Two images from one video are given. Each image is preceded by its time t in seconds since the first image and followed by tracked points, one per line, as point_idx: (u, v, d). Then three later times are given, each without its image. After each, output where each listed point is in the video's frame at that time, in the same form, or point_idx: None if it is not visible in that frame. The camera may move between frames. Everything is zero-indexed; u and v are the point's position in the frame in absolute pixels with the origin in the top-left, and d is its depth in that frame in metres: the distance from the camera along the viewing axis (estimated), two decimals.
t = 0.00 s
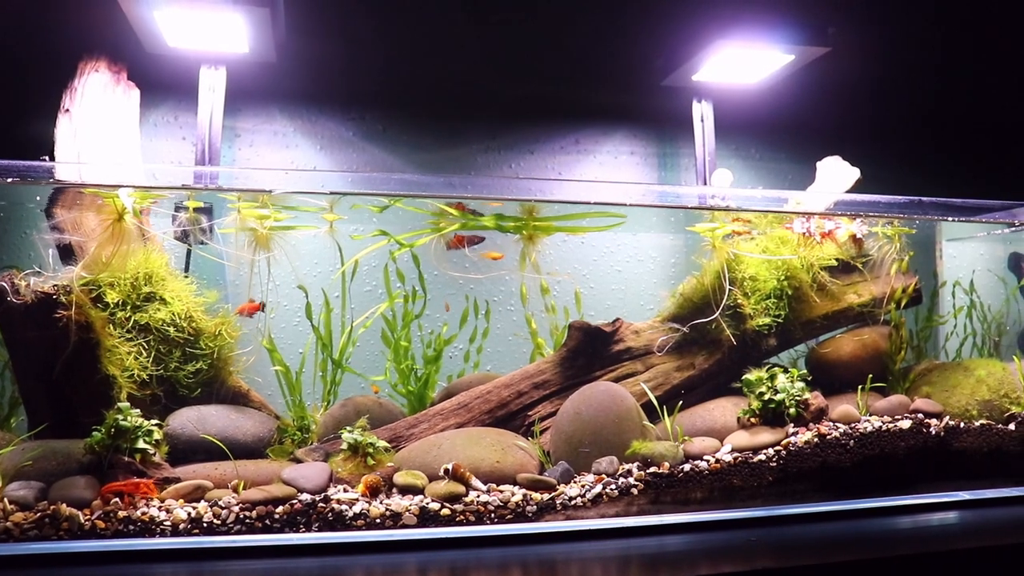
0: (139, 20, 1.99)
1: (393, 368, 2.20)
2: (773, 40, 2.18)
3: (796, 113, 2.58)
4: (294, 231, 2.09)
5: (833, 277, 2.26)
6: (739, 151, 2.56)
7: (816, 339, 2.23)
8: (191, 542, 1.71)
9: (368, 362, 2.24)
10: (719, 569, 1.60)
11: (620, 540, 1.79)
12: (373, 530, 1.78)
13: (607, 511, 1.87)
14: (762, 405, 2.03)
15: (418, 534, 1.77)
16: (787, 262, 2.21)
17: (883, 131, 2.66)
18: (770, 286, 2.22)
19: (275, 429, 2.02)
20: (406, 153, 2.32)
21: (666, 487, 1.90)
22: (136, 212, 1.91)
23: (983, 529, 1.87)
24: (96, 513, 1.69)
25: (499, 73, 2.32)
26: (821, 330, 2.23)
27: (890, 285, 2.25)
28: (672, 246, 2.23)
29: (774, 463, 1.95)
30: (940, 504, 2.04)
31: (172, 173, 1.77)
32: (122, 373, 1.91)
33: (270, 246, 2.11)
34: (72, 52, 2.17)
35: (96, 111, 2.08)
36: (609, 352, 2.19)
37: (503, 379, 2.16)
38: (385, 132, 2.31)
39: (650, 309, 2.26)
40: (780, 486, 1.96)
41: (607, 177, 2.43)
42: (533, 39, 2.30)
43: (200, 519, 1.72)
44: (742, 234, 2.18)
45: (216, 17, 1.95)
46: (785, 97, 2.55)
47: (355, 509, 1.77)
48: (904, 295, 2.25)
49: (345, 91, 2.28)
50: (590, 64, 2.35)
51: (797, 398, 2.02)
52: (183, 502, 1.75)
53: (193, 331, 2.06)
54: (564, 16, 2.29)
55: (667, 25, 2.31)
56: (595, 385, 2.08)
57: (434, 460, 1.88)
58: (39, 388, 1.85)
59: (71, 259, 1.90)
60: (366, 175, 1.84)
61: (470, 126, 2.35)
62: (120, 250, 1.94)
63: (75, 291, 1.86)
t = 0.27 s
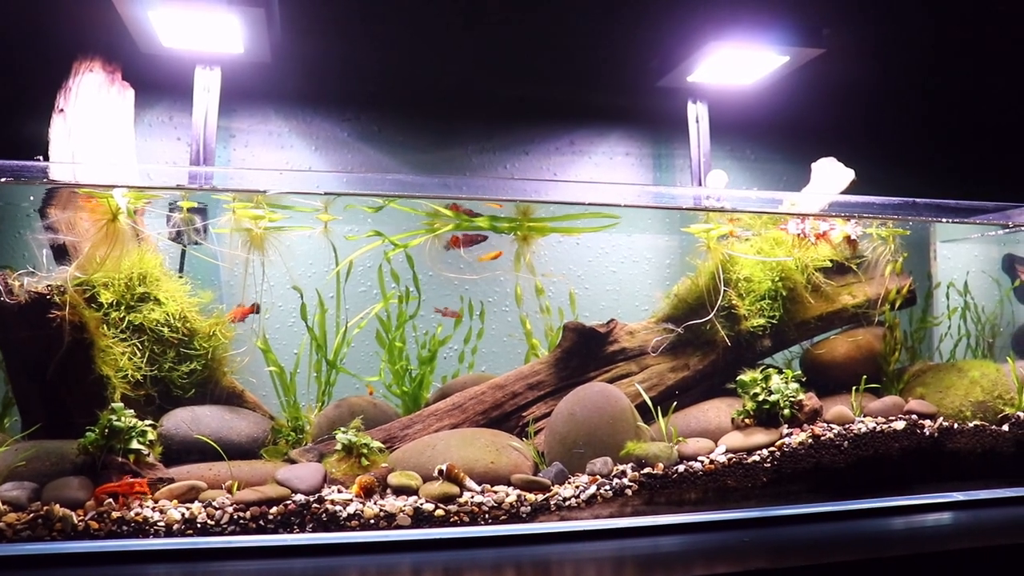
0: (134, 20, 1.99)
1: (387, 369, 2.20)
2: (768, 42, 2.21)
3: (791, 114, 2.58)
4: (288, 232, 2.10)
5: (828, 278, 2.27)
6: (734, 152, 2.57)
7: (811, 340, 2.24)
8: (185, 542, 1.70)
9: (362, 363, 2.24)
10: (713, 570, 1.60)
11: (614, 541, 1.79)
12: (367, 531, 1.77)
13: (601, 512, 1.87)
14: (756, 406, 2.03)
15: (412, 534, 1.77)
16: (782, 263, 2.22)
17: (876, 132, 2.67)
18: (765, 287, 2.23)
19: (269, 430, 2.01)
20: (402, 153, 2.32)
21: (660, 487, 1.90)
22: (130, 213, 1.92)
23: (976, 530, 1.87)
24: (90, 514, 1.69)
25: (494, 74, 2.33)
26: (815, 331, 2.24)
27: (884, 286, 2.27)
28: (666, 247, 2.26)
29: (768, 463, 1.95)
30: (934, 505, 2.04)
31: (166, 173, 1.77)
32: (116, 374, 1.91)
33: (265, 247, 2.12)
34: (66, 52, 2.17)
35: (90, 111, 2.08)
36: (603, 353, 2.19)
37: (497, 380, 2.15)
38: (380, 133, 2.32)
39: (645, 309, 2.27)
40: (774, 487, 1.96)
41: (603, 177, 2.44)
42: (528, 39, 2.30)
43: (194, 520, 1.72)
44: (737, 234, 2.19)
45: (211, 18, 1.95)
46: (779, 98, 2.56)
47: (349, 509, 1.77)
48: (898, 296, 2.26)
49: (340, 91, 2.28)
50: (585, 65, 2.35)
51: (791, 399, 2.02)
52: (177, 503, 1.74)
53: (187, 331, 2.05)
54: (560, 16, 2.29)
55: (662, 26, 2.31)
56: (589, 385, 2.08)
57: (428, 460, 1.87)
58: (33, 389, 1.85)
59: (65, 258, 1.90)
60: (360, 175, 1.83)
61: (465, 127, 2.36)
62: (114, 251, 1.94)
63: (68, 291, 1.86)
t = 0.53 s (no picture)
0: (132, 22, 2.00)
1: (384, 370, 2.20)
2: (764, 43, 2.20)
3: (788, 116, 2.59)
4: (287, 233, 2.10)
5: (825, 279, 2.27)
6: (731, 154, 2.58)
7: (808, 342, 2.24)
8: (182, 544, 1.69)
9: (360, 364, 2.25)
10: (710, 571, 1.60)
11: (612, 542, 1.78)
12: (364, 533, 1.76)
13: (599, 513, 1.86)
14: (754, 407, 2.04)
15: (410, 536, 1.75)
16: (779, 265, 2.22)
17: (873, 134, 2.68)
18: (762, 289, 2.24)
19: (267, 432, 2.02)
20: (399, 154, 2.33)
21: (658, 489, 1.89)
22: (127, 215, 1.92)
23: (973, 530, 1.87)
24: (87, 516, 1.68)
25: (492, 76, 2.33)
26: (813, 333, 2.24)
27: (881, 287, 2.27)
28: (664, 249, 2.25)
29: (765, 465, 1.95)
30: (930, 506, 2.04)
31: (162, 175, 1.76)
32: (113, 375, 1.91)
33: (262, 248, 2.12)
34: (63, 54, 2.17)
35: (88, 113, 2.09)
36: (600, 354, 2.19)
37: (495, 381, 2.16)
38: (377, 134, 2.32)
39: (644, 310, 2.28)
40: (771, 488, 1.96)
41: (601, 178, 2.45)
42: (526, 40, 2.30)
43: (191, 522, 1.70)
44: (734, 236, 2.18)
45: (209, 20, 1.95)
46: (776, 99, 2.56)
47: (346, 511, 1.76)
48: (896, 298, 2.26)
49: (338, 93, 2.28)
50: (583, 66, 2.35)
51: (788, 400, 2.02)
52: (175, 504, 1.73)
53: (184, 333, 2.05)
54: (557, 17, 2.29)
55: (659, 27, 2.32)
56: (587, 387, 2.10)
57: (426, 461, 1.88)
58: (31, 391, 1.85)
59: (62, 260, 1.90)
60: (357, 177, 1.83)
61: (462, 128, 2.36)
62: (111, 253, 1.93)
63: (66, 293, 1.86)
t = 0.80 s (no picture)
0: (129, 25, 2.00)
1: (382, 372, 2.20)
2: (761, 44, 2.21)
3: (785, 118, 2.59)
4: (286, 235, 2.10)
5: (822, 281, 2.28)
6: (729, 155, 2.58)
7: (805, 343, 2.25)
8: (180, 546, 1.67)
9: (357, 366, 2.25)
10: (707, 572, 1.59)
11: (609, 544, 1.76)
12: (361, 534, 1.74)
13: (596, 515, 1.84)
14: (751, 408, 2.04)
15: (408, 538, 1.74)
16: (777, 267, 2.23)
17: (871, 135, 2.69)
18: (759, 290, 2.24)
19: (265, 433, 2.02)
20: (397, 155, 2.32)
21: (655, 490, 1.88)
22: (126, 216, 1.90)
23: (970, 531, 1.86)
24: (85, 518, 1.66)
25: (489, 77, 2.33)
26: (811, 334, 2.25)
27: (878, 288, 2.28)
28: (661, 250, 2.26)
29: (763, 466, 1.93)
30: (928, 508, 2.03)
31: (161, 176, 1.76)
32: (111, 377, 1.90)
33: (260, 249, 2.12)
34: (62, 55, 2.17)
35: (86, 114, 2.10)
36: (598, 356, 2.19)
37: (493, 382, 2.16)
38: (375, 136, 2.32)
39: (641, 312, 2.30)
40: (768, 489, 1.95)
41: (599, 180, 2.44)
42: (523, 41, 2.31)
43: (189, 523, 1.69)
44: (732, 237, 2.19)
45: (206, 23, 1.96)
46: (773, 101, 2.57)
47: (344, 512, 1.75)
48: (893, 299, 2.27)
49: (336, 94, 2.28)
50: (580, 68, 2.36)
51: (786, 401, 2.03)
52: (173, 506, 1.72)
53: (182, 334, 2.05)
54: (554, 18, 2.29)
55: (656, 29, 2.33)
56: (585, 388, 2.10)
57: (424, 463, 1.89)
58: (28, 393, 1.85)
59: (60, 261, 1.91)
60: (355, 179, 1.83)
61: (460, 130, 2.36)
62: (110, 255, 1.94)
63: (64, 294, 1.85)
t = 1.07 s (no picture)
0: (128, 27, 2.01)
1: (380, 374, 2.20)
2: (758, 47, 2.22)
3: (781, 120, 2.60)
4: (285, 237, 2.12)
5: (819, 282, 2.29)
6: (726, 157, 2.58)
7: (801, 345, 2.25)
8: (177, 547, 1.68)
9: (355, 368, 2.24)
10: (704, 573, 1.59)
11: (606, 545, 1.75)
12: (359, 536, 1.74)
13: (593, 516, 1.85)
14: (747, 410, 2.05)
15: (405, 539, 1.74)
16: (773, 269, 2.24)
17: (868, 137, 2.69)
18: (756, 292, 2.25)
19: (262, 435, 2.02)
20: (394, 158, 2.33)
21: (652, 492, 1.88)
22: (123, 219, 1.91)
23: (965, 532, 1.84)
24: (83, 520, 1.66)
25: (486, 79, 2.34)
26: (807, 336, 2.26)
27: (875, 290, 2.28)
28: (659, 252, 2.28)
29: (759, 468, 1.94)
30: (922, 508, 2.02)
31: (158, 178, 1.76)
32: (109, 379, 1.91)
33: (258, 252, 2.13)
34: (59, 58, 2.17)
35: (84, 117, 2.10)
36: (595, 358, 2.20)
37: (490, 384, 2.17)
38: (373, 138, 2.32)
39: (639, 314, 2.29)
40: (764, 491, 1.94)
41: (595, 183, 2.45)
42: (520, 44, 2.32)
43: (186, 525, 1.69)
44: (729, 240, 2.20)
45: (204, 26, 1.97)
46: (769, 103, 2.57)
47: (341, 514, 1.75)
48: (888, 300, 2.27)
49: (333, 97, 2.29)
50: (577, 70, 2.36)
51: (782, 403, 2.04)
52: (170, 508, 1.73)
53: (180, 337, 2.06)
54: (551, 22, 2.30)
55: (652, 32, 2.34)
56: (583, 390, 2.10)
57: (421, 465, 1.89)
58: (26, 395, 1.85)
59: (58, 264, 1.91)
60: (352, 182, 1.84)
61: (457, 132, 2.37)
62: (107, 257, 1.95)
63: (61, 297, 1.86)
